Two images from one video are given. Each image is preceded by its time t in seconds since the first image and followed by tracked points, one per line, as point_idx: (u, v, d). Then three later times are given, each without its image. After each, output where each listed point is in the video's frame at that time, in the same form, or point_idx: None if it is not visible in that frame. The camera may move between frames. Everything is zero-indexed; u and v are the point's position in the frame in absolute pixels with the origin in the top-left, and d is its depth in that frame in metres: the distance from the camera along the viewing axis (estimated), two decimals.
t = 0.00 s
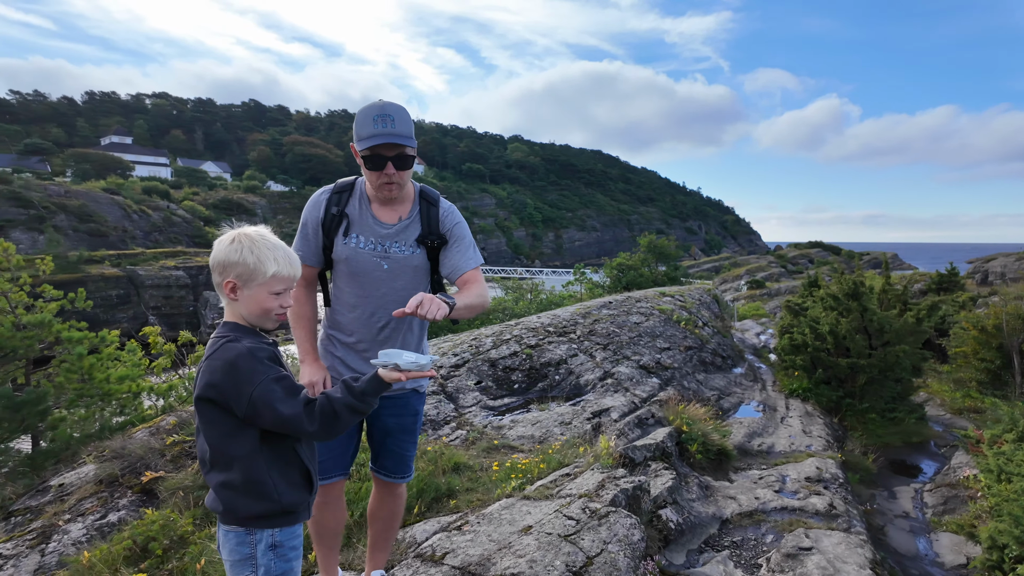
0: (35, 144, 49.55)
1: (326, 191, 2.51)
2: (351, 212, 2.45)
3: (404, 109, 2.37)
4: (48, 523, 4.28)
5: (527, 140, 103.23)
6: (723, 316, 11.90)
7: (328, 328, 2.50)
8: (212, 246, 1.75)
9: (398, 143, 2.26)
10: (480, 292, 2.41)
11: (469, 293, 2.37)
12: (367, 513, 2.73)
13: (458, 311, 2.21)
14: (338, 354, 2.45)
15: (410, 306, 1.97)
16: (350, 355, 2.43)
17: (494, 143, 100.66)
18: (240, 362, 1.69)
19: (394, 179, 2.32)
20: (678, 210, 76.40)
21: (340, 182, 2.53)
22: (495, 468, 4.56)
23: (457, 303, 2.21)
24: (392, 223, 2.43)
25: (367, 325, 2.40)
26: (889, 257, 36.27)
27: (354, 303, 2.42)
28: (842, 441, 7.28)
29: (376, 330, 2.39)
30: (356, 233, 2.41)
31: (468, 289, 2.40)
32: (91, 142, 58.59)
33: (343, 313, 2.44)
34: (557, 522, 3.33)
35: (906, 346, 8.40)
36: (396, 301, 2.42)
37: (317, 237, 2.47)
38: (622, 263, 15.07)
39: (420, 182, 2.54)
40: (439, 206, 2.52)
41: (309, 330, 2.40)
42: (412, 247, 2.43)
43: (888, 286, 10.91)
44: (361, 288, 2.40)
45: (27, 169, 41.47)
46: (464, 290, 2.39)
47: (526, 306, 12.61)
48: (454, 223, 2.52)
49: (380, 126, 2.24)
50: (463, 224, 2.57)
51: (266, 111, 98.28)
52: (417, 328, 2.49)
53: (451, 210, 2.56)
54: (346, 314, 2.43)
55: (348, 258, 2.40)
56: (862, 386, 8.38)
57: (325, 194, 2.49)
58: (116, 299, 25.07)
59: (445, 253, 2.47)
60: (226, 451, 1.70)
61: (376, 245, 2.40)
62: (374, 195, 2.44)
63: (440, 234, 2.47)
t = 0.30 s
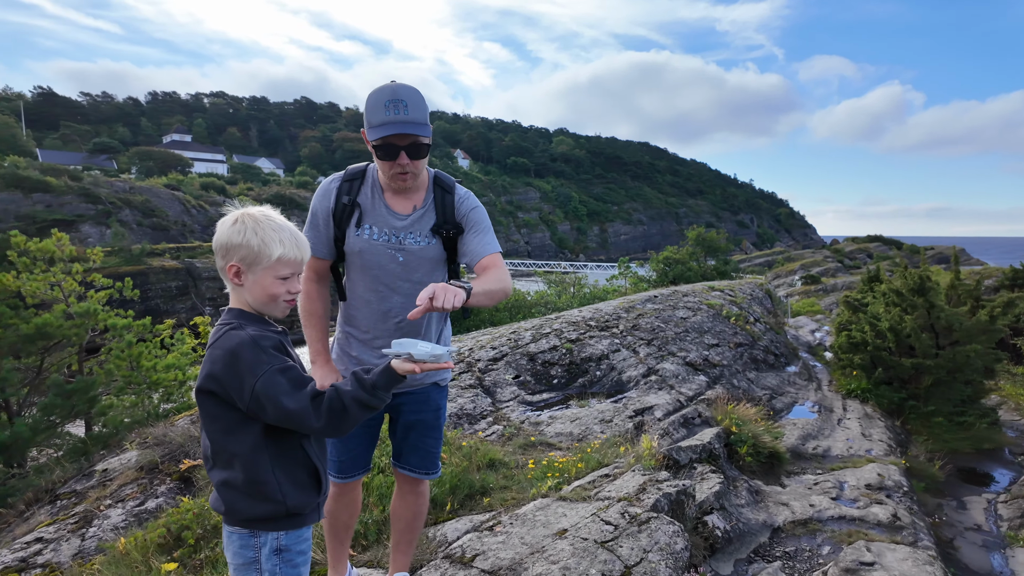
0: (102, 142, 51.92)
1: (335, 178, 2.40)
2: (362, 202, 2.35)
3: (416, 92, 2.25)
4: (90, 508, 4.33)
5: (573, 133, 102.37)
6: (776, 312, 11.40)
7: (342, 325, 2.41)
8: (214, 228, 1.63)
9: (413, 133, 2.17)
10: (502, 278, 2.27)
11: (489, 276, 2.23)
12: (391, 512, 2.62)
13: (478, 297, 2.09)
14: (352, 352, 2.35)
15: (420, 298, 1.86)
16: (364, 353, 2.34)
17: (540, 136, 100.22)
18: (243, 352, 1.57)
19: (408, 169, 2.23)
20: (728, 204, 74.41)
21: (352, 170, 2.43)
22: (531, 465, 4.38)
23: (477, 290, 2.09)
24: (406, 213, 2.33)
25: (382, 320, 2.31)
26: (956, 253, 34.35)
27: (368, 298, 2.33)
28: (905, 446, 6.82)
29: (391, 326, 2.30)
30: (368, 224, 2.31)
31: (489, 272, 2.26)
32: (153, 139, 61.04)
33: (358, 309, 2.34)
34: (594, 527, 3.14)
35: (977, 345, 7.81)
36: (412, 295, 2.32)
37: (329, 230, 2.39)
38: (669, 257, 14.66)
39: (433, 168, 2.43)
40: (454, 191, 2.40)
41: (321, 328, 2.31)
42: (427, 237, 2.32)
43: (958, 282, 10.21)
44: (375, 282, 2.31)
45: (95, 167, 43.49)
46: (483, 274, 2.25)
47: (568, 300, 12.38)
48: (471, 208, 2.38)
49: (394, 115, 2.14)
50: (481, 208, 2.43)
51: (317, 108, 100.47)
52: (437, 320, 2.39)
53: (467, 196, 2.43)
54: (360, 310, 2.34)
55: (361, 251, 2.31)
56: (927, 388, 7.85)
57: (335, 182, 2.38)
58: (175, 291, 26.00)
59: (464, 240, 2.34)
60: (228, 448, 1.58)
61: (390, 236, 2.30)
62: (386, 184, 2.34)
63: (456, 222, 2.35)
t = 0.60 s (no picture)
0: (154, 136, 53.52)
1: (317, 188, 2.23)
2: (353, 212, 2.20)
3: (388, 82, 2.11)
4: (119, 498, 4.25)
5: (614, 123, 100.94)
6: (828, 306, 10.85)
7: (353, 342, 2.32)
8: (207, 207, 1.44)
9: (393, 136, 2.05)
10: (517, 263, 2.17)
11: (501, 263, 2.12)
12: (416, 521, 2.46)
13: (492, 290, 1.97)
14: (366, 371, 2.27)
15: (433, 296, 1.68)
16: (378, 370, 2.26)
17: (580, 127, 99.17)
18: (236, 346, 1.35)
19: (395, 172, 2.10)
20: (774, 194, 72.29)
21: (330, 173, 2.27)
22: (568, 466, 4.13)
23: (491, 282, 1.99)
24: (402, 216, 2.19)
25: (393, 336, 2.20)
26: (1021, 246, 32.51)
27: (377, 314, 2.21)
28: (974, 451, 6.32)
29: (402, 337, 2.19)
30: (363, 237, 2.17)
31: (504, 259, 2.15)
32: (202, 132, 62.64)
33: (367, 325, 2.25)
34: (637, 540, 2.88)
35: None
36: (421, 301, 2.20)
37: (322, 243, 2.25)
38: (713, 248, 14.14)
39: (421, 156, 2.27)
40: (448, 178, 2.23)
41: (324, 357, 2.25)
42: (427, 236, 2.18)
43: None
44: (381, 295, 2.19)
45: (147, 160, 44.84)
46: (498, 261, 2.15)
47: (608, 292, 12.04)
48: (470, 194, 2.23)
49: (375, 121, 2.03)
50: (478, 187, 2.27)
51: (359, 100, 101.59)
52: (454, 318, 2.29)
53: (463, 180, 2.27)
54: (368, 326, 2.23)
55: (361, 265, 2.18)
56: (997, 390, 7.30)
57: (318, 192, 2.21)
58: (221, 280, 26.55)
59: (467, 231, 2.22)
60: (220, 455, 1.37)
61: (388, 245, 2.16)
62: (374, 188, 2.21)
63: (455, 213, 2.21)
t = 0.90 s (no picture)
0: (195, 131, 54.60)
1: (310, 200, 2.19)
2: (349, 223, 2.15)
3: (370, 76, 1.99)
4: (140, 502, 4.15)
5: (650, 114, 99.35)
6: (878, 304, 10.29)
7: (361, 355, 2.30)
8: (182, 212, 1.24)
9: (380, 140, 1.94)
10: (530, 271, 2.02)
11: (516, 275, 1.98)
12: (433, 548, 2.26)
13: (508, 308, 1.83)
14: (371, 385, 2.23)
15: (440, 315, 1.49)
16: (384, 386, 2.22)
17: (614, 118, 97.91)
18: (211, 377, 1.12)
19: (387, 179, 2.00)
20: (816, 186, 70.19)
21: (323, 182, 2.22)
22: (602, 479, 3.87)
23: (506, 300, 1.85)
24: (400, 225, 2.11)
25: (396, 351, 2.15)
26: None
27: (381, 326, 2.17)
28: None
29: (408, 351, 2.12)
30: (359, 250, 2.12)
31: (516, 273, 1.99)
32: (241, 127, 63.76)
33: (371, 339, 2.21)
34: (677, 572, 2.63)
35: None
36: (426, 313, 2.12)
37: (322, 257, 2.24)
38: (754, 242, 13.61)
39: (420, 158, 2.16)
40: (451, 180, 2.13)
41: (326, 382, 2.30)
42: (429, 244, 2.09)
43: None
44: (383, 309, 2.14)
45: (188, 154, 45.79)
46: (511, 273, 2.00)
47: (643, 289, 11.68)
48: (475, 196, 2.11)
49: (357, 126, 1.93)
50: (486, 189, 2.15)
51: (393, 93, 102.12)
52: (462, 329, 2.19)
53: (467, 181, 2.15)
54: (377, 341, 2.19)
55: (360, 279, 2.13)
56: None
57: (311, 205, 2.17)
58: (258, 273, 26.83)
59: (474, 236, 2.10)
60: (194, 505, 1.16)
61: (387, 257, 2.09)
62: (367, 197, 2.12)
63: (460, 218, 2.10)
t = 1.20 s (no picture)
0: (217, 123, 55.05)
1: (305, 186, 2.08)
2: (345, 210, 2.04)
3: (360, 44, 1.85)
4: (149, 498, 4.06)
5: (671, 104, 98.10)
6: (910, 298, 9.93)
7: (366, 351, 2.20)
8: (148, 201, 1.20)
9: (373, 114, 1.82)
10: (541, 263, 1.85)
11: (524, 269, 1.80)
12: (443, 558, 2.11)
13: (514, 306, 1.65)
14: (376, 384, 2.14)
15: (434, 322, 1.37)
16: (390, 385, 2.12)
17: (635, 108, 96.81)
18: (174, 388, 1.01)
19: (382, 160, 1.88)
20: (842, 176, 68.75)
21: (316, 167, 2.10)
22: (624, 480, 3.69)
23: (511, 299, 1.66)
24: (399, 212, 1.98)
25: (401, 346, 2.06)
26: None
27: (384, 322, 2.06)
28: None
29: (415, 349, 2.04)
30: (356, 240, 2.01)
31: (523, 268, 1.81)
32: (263, 119, 64.20)
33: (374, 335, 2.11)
34: None
35: None
36: (430, 308, 2.00)
37: (319, 247, 2.13)
38: (780, 233, 13.23)
39: (423, 140, 2.03)
40: (455, 163, 1.98)
41: (323, 383, 2.20)
42: (432, 233, 1.96)
43: None
44: (384, 302, 2.03)
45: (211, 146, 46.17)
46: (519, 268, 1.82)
47: (665, 282, 11.43)
48: (480, 181, 1.96)
49: (346, 98, 1.81)
50: (493, 174, 1.98)
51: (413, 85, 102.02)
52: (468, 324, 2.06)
53: (473, 164, 2.00)
54: (382, 338, 2.09)
55: (359, 271, 2.01)
56: None
57: (306, 191, 2.07)
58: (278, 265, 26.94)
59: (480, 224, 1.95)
60: (159, 531, 1.05)
61: (386, 247, 1.96)
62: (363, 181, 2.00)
63: (465, 206, 1.96)
